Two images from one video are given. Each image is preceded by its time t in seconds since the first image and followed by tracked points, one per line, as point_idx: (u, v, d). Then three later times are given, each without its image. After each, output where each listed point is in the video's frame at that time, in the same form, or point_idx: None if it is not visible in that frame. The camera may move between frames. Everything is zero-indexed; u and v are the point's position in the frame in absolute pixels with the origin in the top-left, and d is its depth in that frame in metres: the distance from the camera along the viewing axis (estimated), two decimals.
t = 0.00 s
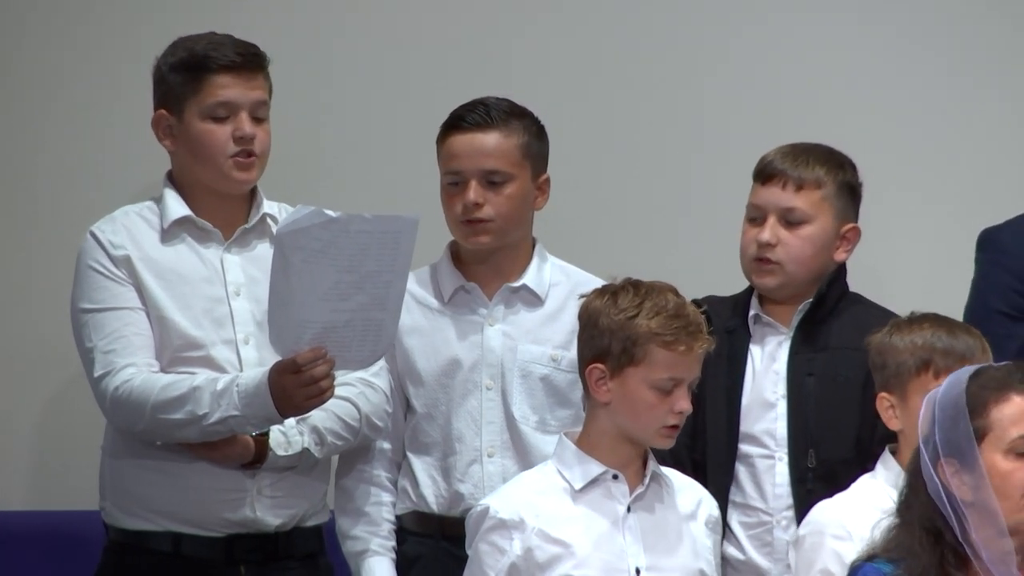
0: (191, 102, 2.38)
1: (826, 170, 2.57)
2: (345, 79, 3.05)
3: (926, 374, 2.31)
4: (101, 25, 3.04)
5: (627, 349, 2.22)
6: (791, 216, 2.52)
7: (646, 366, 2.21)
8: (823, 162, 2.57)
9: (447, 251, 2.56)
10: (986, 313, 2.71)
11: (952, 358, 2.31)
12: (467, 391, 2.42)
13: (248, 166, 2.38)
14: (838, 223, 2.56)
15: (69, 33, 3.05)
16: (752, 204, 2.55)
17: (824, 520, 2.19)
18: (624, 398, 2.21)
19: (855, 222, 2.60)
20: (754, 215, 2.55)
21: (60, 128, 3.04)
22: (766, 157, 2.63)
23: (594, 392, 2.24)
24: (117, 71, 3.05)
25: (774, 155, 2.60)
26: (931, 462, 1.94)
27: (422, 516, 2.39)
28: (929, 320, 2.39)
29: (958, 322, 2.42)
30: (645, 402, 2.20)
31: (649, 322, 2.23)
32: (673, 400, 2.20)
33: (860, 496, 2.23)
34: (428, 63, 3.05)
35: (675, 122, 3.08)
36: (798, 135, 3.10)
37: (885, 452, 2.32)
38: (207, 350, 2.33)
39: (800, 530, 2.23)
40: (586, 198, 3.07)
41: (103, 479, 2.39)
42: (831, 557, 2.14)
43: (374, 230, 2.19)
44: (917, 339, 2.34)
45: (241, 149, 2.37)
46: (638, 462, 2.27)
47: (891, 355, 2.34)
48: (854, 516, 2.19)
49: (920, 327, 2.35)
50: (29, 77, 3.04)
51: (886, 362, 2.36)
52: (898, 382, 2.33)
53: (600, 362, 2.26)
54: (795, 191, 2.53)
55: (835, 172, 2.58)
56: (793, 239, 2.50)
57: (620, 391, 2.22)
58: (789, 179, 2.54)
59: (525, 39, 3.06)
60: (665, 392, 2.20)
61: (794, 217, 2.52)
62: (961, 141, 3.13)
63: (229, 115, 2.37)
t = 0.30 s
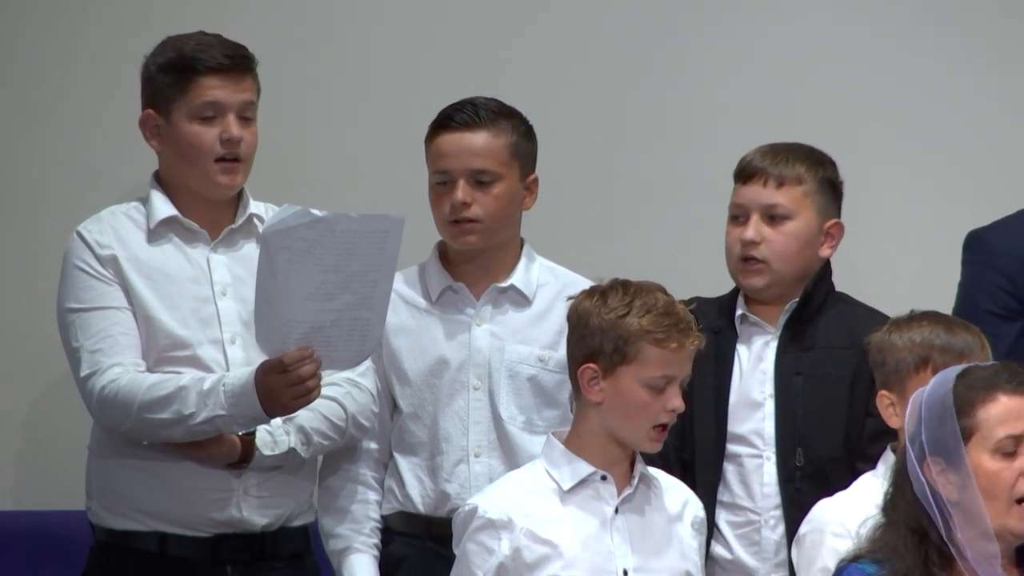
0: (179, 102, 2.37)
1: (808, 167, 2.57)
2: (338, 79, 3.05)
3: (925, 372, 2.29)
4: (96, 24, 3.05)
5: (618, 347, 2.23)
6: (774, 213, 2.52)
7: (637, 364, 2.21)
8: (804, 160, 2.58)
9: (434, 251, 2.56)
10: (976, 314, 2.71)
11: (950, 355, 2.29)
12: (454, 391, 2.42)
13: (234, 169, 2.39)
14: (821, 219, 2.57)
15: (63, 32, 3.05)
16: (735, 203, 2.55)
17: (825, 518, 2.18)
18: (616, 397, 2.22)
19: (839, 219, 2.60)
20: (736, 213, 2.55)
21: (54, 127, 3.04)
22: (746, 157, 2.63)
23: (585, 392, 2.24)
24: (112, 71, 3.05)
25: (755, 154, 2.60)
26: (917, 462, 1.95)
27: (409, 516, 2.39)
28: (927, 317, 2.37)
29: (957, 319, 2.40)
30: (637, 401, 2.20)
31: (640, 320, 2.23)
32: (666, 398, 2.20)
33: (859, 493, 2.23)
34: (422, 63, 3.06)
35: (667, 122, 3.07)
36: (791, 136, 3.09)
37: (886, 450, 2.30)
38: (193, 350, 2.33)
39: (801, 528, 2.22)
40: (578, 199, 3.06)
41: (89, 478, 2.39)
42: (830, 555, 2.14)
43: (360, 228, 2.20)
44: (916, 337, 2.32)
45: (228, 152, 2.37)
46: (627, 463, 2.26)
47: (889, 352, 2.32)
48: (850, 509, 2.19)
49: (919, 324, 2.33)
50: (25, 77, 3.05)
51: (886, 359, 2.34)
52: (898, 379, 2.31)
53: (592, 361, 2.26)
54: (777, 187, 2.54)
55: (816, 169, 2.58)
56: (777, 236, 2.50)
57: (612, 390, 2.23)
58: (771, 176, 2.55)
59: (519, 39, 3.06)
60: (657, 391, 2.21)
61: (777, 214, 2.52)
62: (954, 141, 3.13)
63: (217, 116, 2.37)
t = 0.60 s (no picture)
0: (166, 102, 2.38)
1: (791, 166, 2.57)
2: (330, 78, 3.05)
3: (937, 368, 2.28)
4: (89, 25, 3.06)
5: (610, 347, 2.22)
6: (761, 213, 2.52)
7: (628, 363, 2.20)
8: (788, 159, 2.58)
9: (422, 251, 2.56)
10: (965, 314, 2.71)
11: (963, 351, 2.28)
12: (441, 391, 2.42)
13: (221, 167, 2.38)
14: (807, 218, 2.57)
15: (57, 32, 3.06)
16: (720, 204, 2.55)
17: (836, 513, 2.19)
18: (606, 396, 2.21)
19: (824, 217, 2.61)
20: (722, 214, 2.55)
21: (46, 127, 3.05)
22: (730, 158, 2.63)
23: (575, 391, 2.23)
24: (104, 71, 3.06)
25: (738, 155, 2.61)
26: (903, 464, 1.97)
27: (397, 517, 2.39)
28: (940, 313, 2.36)
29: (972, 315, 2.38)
30: (627, 401, 2.18)
31: (632, 320, 2.22)
32: (655, 398, 2.20)
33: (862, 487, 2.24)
34: (413, 63, 3.06)
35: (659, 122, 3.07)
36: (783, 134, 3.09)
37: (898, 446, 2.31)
38: (180, 350, 2.33)
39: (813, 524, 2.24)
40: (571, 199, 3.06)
41: (76, 478, 2.39)
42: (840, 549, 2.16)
43: (349, 230, 2.19)
44: (929, 332, 2.31)
45: (214, 150, 2.37)
46: (614, 463, 2.25)
47: (902, 348, 2.32)
48: (853, 502, 2.20)
49: (931, 320, 2.33)
50: (18, 76, 3.06)
51: (898, 355, 2.34)
52: (909, 375, 2.31)
53: (583, 360, 2.25)
54: (763, 188, 2.54)
55: (800, 167, 2.58)
56: (764, 237, 2.50)
57: (602, 390, 2.21)
58: (756, 177, 2.55)
59: (511, 38, 3.06)
60: (647, 390, 2.20)
61: (764, 214, 2.52)
62: (945, 140, 3.13)
63: (204, 115, 2.38)
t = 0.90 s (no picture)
0: (144, 101, 2.39)
1: (781, 166, 2.54)
2: (324, 79, 3.06)
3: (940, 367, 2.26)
4: (87, 26, 3.07)
5: (596, 346, 2.15)
6: (751, 214, 2.49)
7: (614, 362, 2.13)
8: (778, 159, 2.55)
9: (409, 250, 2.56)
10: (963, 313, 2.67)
11: (967, 351, 2.26)
12: (428, 391, 2.42)
13: (204, 162, 2.39)
14: (797, 218, 2.54)
15: (51, 34, 3.07)
16: (710, 205, 2.52)
17: (836, 512, 2.18)
18: (593, 396, 2.13)
19: (814, 217, 2.58)
20: (712, 215, 2.52)
21: (43, 129, 3.06)
22: (719, 157, 2.60)
23: (561, 390, 2.16)
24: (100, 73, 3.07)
25: (728, 155, 2.57)
26: (889, 467, 1.95)
27: (385, 516, 2.38)
28: (945, 312, 2.34)
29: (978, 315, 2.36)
30: (614, 399, 2.12)
31: (617, 318, 2.15)
32: (642, 396, 2.13)
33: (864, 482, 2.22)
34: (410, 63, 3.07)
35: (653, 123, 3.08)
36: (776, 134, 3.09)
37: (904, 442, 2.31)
38: (166, 351, 2.33)
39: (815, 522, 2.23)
40: (561, 198, 3.08)
41: (64, 478, 2.39)
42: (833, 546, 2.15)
43: (332, 229, 2.19)
44: (933, 331, 2.30)
45: (196, 144, 2.38)
46: (601, 463, 2.18)
47: (906, 346, 2.31)
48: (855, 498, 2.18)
49: (937, 319, 2.31)
50: (13, 79, 3.07)
51: (903, 353, 2.33)
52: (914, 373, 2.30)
53: (569, 359, 2.17)
54: (753, 188, 2.51)
55: (790, 167, 2.56)
56: (755, 237, 2.47)
57: (588, 389, 2.14)
58: (746, 177, 2.52)
59: (504, 39, 3.07)
60: (634, 388, 2.13)
61: (754, 215, 2.49)
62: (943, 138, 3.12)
63: (183, 109, 2.39)
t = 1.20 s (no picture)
0: (127, 100, 2.39)
1: (774, 169, 2.53)
2: (316, 78, 3.06)
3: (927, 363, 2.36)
4: (82, 24, 3.07)
5: (586, 346, 2.14)
6: (743, 217, 2.47)
7: (604, 361, 2.13)
8: (770, 161, 2.53)
9: (397, 250, 2.56)
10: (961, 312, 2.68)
11: (953, 348, 2.34)
12: (417, 390, 2.42)
13: (194, 153, 2.39)
14: (788, 221, 2.53)
15: (42, 33, 3.06)
16: (702, 206, 2.50)
17: (828, 507, 2.18)
18: (583, 396, 2.13)
19: (804, 219, 2.57)
20: (703, 216, 2.50)
21: (37, 126, 3.06)
22: (712, 157, 2.58)
23: (550, 390, 2.15)
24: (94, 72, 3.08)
25: (721, 155, 2.55)
26: (877, 471, 1.95)
27: (372, 516, 2.38)
28: (935, 311, 2.42)
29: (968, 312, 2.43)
30: (604, 399, 2.11)
31: (606, 318, 2.15)
32: (631, 396, 2.12)
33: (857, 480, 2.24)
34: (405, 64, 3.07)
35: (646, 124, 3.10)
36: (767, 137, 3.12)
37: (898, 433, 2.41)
38: (153, 350, 2.32)
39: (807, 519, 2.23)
40: (553, 197, 3.08)
41: (50, 477, 2.38)
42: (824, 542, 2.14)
43: (322, 230, 2.19)
44: (921, 329, 2.38)
45: (183, 137, 2.37)
46: (590, 463, 2.18)
47: (896, 343, 2.41)
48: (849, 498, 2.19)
49: (925, 317, 2.40)
50: (5, 77, 3.06)
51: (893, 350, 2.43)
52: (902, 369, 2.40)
53: (558, 359, 2.16)
54: (746, 191, 2.49)
55: (782, 169, 2.54)
56: (747, 240, 2.45)
57: (578, 389, 2.13)
58: (739, 179, 2.50)
59: (500, 40, 3.08)
60: (624, 388, 2.12)
61: (746, 218, 2.47)
62: (929, 142, 3.18)
63: (167, 102, 2.38)
